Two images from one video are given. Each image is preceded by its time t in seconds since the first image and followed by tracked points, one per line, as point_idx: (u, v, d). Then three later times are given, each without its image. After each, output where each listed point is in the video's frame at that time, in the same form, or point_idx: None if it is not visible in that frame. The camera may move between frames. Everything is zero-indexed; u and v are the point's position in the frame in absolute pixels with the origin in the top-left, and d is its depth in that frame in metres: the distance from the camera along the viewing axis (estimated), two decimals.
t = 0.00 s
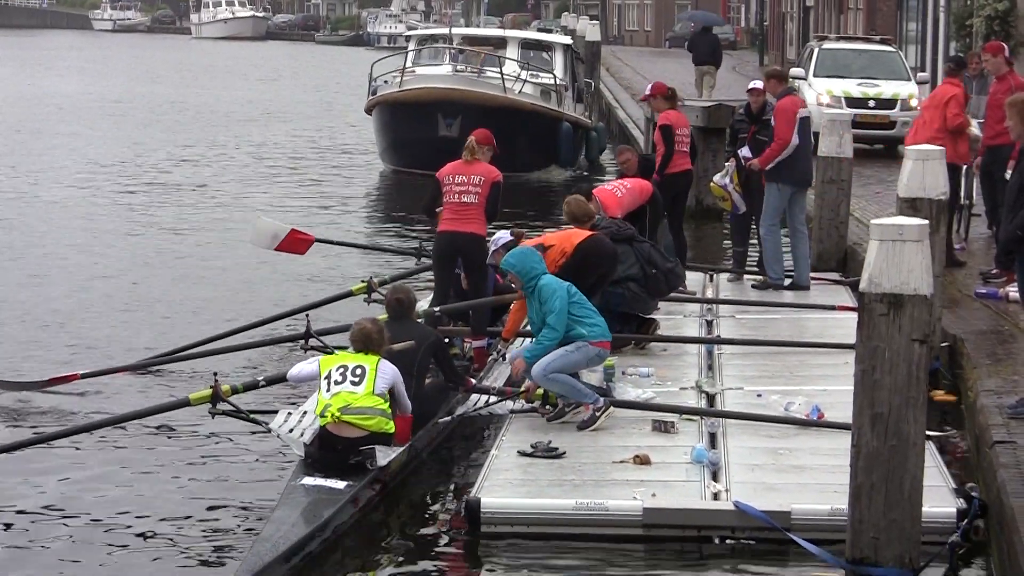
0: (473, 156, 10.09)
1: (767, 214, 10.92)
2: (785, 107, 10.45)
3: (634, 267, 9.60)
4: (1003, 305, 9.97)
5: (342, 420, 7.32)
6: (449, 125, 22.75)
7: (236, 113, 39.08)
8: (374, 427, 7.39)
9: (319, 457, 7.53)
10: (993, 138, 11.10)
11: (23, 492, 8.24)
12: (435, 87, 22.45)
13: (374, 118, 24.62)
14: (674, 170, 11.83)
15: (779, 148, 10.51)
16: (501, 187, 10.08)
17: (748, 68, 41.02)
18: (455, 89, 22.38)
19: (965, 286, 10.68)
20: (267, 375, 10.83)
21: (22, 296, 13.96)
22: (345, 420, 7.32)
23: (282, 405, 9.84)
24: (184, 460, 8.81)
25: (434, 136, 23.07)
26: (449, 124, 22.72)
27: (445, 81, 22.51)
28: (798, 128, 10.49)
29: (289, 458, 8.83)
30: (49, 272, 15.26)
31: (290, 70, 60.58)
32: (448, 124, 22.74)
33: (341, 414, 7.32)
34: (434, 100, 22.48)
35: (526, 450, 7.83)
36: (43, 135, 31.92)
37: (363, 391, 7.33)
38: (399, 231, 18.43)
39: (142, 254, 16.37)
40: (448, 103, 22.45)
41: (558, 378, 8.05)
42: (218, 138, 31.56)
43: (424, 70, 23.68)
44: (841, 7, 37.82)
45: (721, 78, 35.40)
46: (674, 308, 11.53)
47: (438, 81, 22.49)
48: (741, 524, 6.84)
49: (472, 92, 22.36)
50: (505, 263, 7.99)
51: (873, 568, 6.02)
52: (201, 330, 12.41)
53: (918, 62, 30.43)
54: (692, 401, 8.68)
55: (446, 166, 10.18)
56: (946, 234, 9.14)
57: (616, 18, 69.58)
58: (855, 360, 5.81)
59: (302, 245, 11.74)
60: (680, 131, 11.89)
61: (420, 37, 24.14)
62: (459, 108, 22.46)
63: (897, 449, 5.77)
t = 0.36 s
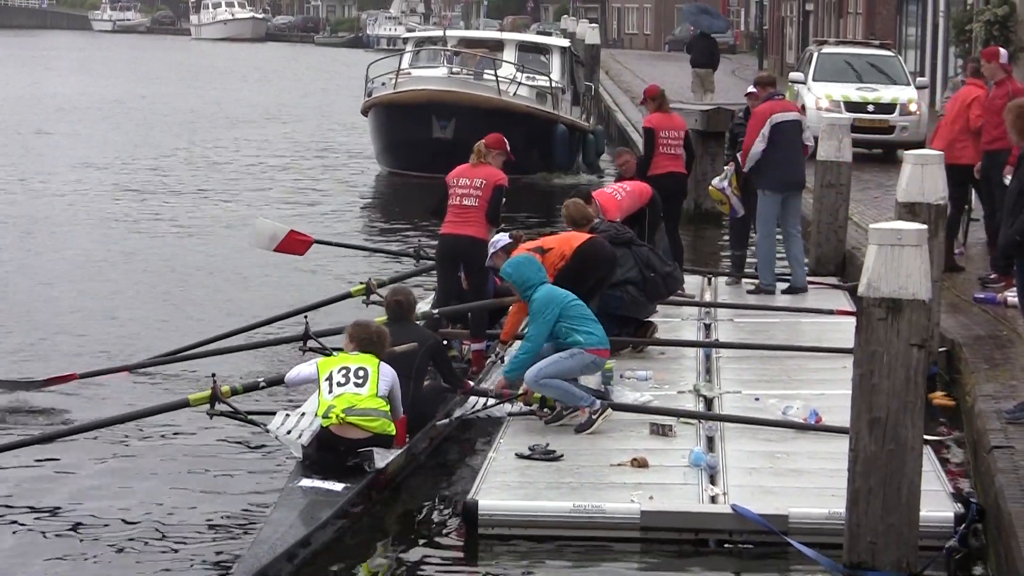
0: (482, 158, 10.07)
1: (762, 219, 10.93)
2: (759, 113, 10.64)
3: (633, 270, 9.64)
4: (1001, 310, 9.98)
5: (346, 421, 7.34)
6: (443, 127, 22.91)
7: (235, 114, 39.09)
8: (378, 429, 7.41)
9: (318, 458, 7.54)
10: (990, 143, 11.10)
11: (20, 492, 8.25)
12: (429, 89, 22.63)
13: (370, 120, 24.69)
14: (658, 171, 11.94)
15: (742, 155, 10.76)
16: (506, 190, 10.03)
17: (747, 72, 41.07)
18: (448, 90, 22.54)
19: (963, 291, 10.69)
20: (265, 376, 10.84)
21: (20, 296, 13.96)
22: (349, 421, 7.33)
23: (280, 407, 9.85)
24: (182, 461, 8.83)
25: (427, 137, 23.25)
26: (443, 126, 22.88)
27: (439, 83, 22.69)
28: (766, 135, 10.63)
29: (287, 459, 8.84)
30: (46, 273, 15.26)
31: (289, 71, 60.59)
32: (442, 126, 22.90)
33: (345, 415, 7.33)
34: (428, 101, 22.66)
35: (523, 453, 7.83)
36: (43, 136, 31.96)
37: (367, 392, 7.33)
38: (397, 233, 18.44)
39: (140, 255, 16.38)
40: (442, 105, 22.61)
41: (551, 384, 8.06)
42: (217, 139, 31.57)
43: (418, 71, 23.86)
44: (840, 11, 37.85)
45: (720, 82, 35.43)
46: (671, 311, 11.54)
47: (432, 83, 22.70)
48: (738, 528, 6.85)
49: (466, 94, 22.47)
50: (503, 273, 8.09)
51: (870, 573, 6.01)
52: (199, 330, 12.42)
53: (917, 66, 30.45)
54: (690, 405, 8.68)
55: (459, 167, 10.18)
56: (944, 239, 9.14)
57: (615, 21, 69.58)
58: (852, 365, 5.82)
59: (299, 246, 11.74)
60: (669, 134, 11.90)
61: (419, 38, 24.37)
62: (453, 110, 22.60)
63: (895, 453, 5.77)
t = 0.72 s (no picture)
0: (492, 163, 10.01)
1: (759, 221, 10.93)
2: (748, 116, 10.75)
3: (631, 274, 9.63)
4: (998, 312, 9.98)
5: (341, 425, 7.33)
6: (436, 130, 23.04)
7: (232, 118, 39.08)
8: (373, 432, 7.41)
9: (316, 463, 7.52)
10: (985, 146, 11.26)
11: (18, 497, 8.23)
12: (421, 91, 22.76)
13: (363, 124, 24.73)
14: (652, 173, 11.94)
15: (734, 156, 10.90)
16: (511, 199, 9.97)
17: (743, 76, 41.10)
18: (440, 92, 22.65)
19: (961, 293, 10.69)
20: (264, 380, 10.83)
21: (17, 300, 13.95)
22: (344, 424, 7.33)
23: (278, 411, 9.83)
24: (181, 464, 8.82)
25: (419, 140, 23.36)
26: (436, 129, 23.00)
27: (432, 86, 22.77)
28: (754, 137, 10.72)
29: (287, 463, 8.83)
30: (43, 277, 15.25)
31: (286, 76, 60.57)
32: (434, 129, 23.04)
33: (340, 418, 7.33)
34: (420, 104, 22.76)
35: (521, 457, 7.82)
36: (40, 141, 31.94)
37: (362, 396, 7.34)
38: (395, 236, 18.44)
39: (136, 259, 16.36)
40: (434, 107, 22.70)
41: (544, 391, 8.06)
42: (214, 143, 31.56)
43: (410, 75, 23.98)
44: (837, 15, 37.89)
45: (717, 85, 35.43)
46: (669, 314, 11.52)
47: (423, 86, 22.80)
48: (736, 531, 6.84)
49: (457, 96, 22.58)
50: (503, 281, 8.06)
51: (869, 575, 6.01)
52: (196, 334, 12.39)
53: (914, 68, 30.47)
54: (688, 408, 8.68)
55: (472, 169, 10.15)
56: (942, 240, 9.14)
57: (612, 24, 69.62)
58: (851, 367, 5.81)
59: (297, 248, 11.73)
60: (663, 136, 11.93)
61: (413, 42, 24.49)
62: (445, 112, 22.73)
63: (893, 456, 5.77)
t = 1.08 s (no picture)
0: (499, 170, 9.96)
1: (761, 226, 10.91)
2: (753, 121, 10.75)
3: (631, 279, 9.61)
4: (999, 317, 9.97)
5: (340, 431, 7.32)
6: (430, 135, 23.04)
7: (232, 124, 39.08)
8: (374, 438, 7.40)
9: (317, 468, 7.55)
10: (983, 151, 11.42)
11: (18, 503, 8.24)
12: (415, 97, 22.76)
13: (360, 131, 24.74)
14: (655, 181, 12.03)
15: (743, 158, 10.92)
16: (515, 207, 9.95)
17: (743, 81, 41.10)
18: (435, 98, 22.66)
19: (962, 298, 10.68)
20: (264, 385, 10.84)
21: (18, 307, 13.95)
22: (343, 431, 7.32)
23: (278, 417, 9.83)
24: (181, 469, 8.81)
25: (413, 146, 23.33)
26: (430, 134, 23.01)
27: (427, 91, 22.79)
28: (758, 139, 10.71)
29: (287, 469, 8.83)
30: (44, 283, 15.25)
31: (287, 82, 60.55)
32: (429, 134, 23.04)
33: (339, 424, 7.31)
34: (415, 110, 22.74)
35: (521, 463, 7.81)
36: (40, 147, 31.94)
37: (361, 402, 7.32)
38: (394, 242, 18.45)
39: (137, 265, 16.36)
40: (429, 113, 22.71)
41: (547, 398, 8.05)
42: (214, 150, 31.56)
43: (404, 81, 23.84)
44: (838, 20, 37.88)
45: (718, 90, 35.42)
46: (669, 320, 11.51)
47: (418, 92, 22.79)
48: (736, 537, 6.82)
49: (452, 101, 22.60)
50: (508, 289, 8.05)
51: None
52: (196, 341, 12.40)
53: (914, 74, 30.46)
54: (688, 413, 8.66)
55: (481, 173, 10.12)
56: (942, 246, 9.14)
57: (613, 30, 69.62)
58: (851, 372, 5.79)
59: (297, 254, 11.73)
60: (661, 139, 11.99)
61: (410, 49, 24.56)
62: (440, 117, 22.74)
63: (894, 461, 5.75)
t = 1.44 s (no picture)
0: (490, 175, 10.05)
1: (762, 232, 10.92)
2: (755, 128, 10.74)
3: (631, 285, 9.62)
4: (998, 322, 9.98)
5: (338, 434, 7.35)
6: (423, 144, 23.04)
7: (231, 133, 39.11)
8: (370, 443, 7.42)
9: (319, 475, 7.54)
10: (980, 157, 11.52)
11: (21, 513, 8.23)
12: (408, 105, 22.78)
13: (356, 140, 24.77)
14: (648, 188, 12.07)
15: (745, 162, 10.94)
16: (510, 207, 10.00)
17: (743, 87, 41.11)
18: (429, 106, 22.67)
19: (962, 303, 10.69)
20: (266, 394, 10.84)
21: (19, 317, 13.96)
22: (341, 434, 7.35)
23: (280, 425, 9.83)
24: (184, 478, 8.82)
25: (407, 155, 23.33)
26: (424, 142, 23.01)
27: (420, 99, 22.81)
28: (762, 149, 10.69)
29: (291, 477, 8.83)
30: (45, 293, 15.26)
31: (286, 90, 60.59)
32: (422, 143, 23.04)
33: (337, 428, 7.35)
34: (409, 117, 22.75)
35: (522, 470, 7.81)
36: (39, 157, 31.95)
37: (358, 407, 7.32)
38: (393, 249, 18.47)
39: (137, 275, 16.37)
40: (423, 120, 22.72)
41: (548, 404, 8.06)
42: (213, 159, 31.59)
43: (400, 90, 24.11)
44: (836, 26, 37.93)
45: (717, 97, 35.47)
46: (669, 326, 11.52)
47: (410, 100, 22.83)
48: (737, 544, 6.82)
49: (444, 108, 22.61)
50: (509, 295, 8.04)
51: None
52: (197, 350, 12.40)
53: (913, 79, 30.50)
54: (689, 420, 8.68)
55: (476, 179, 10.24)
56: (941, 252, 9.14)
57: (611, 37, 69.70)
58: (851, 378, 5.80)
59: (297, 263, 11.74)
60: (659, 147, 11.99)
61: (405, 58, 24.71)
62: (433, 125, 22.75)
63: (894, 466, 5.76)
